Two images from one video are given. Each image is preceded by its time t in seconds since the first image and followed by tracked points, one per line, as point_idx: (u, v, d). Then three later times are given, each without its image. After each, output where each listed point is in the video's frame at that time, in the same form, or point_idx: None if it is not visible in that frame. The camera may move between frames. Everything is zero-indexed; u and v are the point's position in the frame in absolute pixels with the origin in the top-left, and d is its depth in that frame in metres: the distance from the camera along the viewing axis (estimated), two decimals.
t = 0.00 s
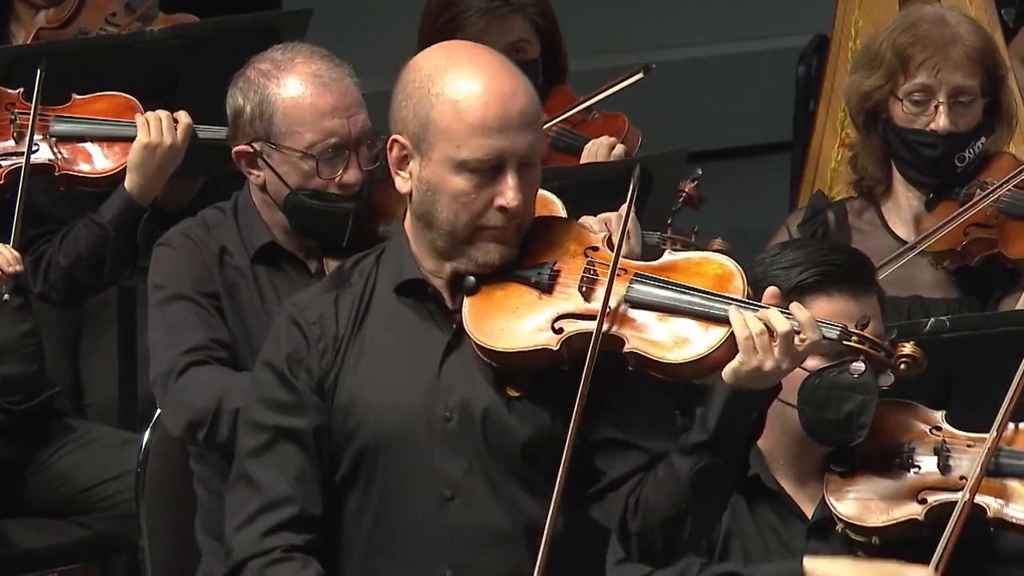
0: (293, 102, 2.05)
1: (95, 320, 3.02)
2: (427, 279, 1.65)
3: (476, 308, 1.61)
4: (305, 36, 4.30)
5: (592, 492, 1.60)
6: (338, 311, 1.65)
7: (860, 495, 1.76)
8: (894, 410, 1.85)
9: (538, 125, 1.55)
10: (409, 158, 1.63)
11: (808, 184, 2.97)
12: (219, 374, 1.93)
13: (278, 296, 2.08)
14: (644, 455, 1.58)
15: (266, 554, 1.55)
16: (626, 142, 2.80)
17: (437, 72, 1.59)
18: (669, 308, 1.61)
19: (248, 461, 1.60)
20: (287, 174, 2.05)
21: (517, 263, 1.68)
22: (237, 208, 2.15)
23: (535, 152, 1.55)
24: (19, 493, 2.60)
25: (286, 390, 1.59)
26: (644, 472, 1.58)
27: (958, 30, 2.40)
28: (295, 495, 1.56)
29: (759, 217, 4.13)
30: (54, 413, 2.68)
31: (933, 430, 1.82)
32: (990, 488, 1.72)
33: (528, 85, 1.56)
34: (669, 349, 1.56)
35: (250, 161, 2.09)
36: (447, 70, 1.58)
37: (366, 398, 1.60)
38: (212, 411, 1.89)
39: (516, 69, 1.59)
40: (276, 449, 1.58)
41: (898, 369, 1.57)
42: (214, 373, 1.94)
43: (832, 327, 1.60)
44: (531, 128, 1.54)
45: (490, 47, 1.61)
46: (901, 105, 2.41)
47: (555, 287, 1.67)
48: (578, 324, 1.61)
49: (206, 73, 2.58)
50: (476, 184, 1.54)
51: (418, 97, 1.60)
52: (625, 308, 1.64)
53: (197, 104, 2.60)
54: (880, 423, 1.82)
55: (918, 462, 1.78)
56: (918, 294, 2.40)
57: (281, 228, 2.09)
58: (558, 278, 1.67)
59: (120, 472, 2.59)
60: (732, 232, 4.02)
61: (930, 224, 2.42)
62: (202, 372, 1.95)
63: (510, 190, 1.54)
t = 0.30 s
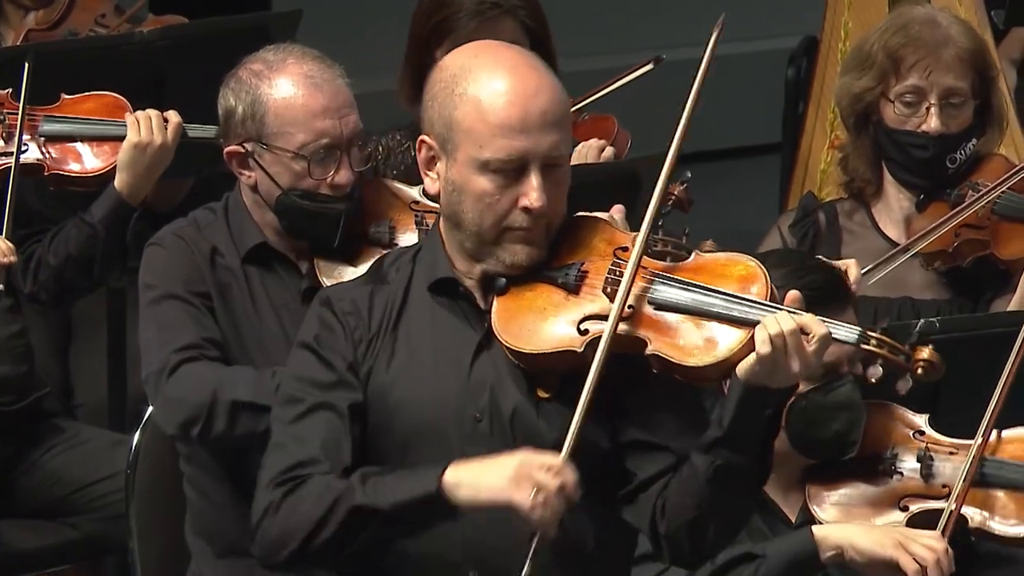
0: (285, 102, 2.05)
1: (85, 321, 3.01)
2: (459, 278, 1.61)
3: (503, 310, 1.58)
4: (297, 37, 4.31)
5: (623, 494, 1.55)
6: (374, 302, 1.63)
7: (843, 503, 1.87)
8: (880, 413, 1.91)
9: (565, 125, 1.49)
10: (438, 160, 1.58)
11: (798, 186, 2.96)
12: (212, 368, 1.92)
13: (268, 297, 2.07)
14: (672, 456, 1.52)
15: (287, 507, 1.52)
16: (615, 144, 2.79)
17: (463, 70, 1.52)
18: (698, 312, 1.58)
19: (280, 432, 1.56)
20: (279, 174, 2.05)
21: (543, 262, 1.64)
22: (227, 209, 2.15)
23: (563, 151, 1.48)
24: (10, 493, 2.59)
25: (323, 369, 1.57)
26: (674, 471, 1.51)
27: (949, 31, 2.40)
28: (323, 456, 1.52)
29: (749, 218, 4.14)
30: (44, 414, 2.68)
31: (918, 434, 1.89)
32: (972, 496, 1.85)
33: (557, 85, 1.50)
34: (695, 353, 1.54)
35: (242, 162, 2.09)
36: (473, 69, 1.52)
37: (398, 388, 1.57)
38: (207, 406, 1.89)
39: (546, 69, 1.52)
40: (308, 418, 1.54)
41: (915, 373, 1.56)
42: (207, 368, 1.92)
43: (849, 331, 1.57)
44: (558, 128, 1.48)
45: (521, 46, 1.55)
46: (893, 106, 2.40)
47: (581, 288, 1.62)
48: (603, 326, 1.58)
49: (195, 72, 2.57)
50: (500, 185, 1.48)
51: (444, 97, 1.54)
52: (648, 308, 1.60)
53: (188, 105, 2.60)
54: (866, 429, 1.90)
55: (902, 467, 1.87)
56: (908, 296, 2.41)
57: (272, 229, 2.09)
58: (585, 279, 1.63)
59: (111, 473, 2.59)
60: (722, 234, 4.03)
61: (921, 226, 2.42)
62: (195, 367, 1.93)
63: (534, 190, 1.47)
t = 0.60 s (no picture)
0: (276, 106, 2.04)
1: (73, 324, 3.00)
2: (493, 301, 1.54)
3: (538, 341, 1.51)
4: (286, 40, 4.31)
5: (649, 527, 1.51)
6: (401, 321, 1.56)
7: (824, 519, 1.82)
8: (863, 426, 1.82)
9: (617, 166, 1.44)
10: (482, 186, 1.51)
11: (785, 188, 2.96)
12: (205, 367, 1.91)
13: (258, 300, 2.07)
14: (694, 496, 1.50)
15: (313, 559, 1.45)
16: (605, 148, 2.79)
17: (517, 103, 1.46)
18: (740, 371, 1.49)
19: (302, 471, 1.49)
20: (270, 176, 2.04)
21: (581, 297, 1.57)
22: (217, 211, 2.13)
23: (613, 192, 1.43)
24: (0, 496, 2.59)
25: (347, 398, 1.48)
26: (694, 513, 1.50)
27: (941, 35, 2.37)
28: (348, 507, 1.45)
29: (738, 220, 4.14)
30: (33, 417, 2.67)
31: (904, 450, 1.81)
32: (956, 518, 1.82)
33: (610, 123, 1.44)
34: (737, 415, 1.45)
35: (232, 164, 2.08)
36: (528, 100, 1.45)
37: (427, 418, 1.50)
38: (201, 404, 1.88)
39: (602, 103, 1.47)
40: (332, 462, 1.47)
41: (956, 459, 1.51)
42: (199, 368, 1.91)
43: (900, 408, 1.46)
44: (611, 168, 1.42)
45: (582, 79, 1.48)
46: (885, 111, 2.38)
47: (622, 330, 1.56)
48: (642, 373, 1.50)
49: (181, 73, 2.60)
50: (546, 226, 1.43)
51: (496, 127, 1.47)
52: (690, 361, 1.52)
53: (179, 109, 2.61)
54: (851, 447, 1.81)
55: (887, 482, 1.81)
56: (900, 298, 2.39)
57: (261, 231, 2.09)
58: (626, 321, 1.56)
59: (100, 476, 2.59)
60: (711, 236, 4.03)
61: (912, 228, 2.41)
62: (187, 368, 1.92)
63: (582, 234, 1.43)
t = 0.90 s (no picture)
0: (265, 109, 2.04)
1: (62, 327, 3.00)
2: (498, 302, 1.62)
3: (545, 344, 1.58)
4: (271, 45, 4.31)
5: (652, 528, 1.55)
6: (412, 317, 1.64)
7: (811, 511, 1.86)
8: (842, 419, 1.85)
9: (618, 166, 1.48)
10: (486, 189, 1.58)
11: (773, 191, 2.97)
12: (193, 371, 1.91)
13: (247, 304, 2.06)
14: (701, 496, 1.52)
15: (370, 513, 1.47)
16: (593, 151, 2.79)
17: (519, 106, 1.52)
18: (743, 367, 1.56)
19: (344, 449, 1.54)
20: (259, 180, 2.03)
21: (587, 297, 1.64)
22: (205, 214, 2.13)
23: (616, 190, 1.48)
24: None
25: (373, 383, 1.58)
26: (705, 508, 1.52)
27: (931, 38, 2.32)
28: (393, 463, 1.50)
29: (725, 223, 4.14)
30: (20, 420, 2.67)
31: (885, 441, 1.85)
32: (943, 507, 1.83)
33: (612, 123, 1.49)
34: (739, 411, 1.54)
35: (222, 167, 2.08)
36: (530, 106, 1.51)
37: (443, 407, 1.58)
38: (191, 407, 1.88)
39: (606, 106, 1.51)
40: (371, 428, 1.53)
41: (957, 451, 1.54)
42: (189, 371, 1.91)
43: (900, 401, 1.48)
44: (613, 170, 1.48)
45: (584, 83, 1.54)
46: (874, 114, 2.34)
47: (625, 329, 1.63)
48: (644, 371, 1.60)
49: (168, 76, 2.60)
50: (550, 225, 1.49)
51: (499, 131, 1.53)
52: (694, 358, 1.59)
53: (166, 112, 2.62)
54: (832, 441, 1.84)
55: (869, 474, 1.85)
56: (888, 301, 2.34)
57: (250, 235, 2.08)
58: (629, 318, 1.64)
59: (86, 480, 2.59)
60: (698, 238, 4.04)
61: (900, 231, 2.36)
62: (177, 371, 1.92)
63: (585, 233, 1.48)
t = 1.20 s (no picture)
0: (253, 111, 2.04)
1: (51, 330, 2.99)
2: (494, 289, 1.66)
3: (539, 316, 1.61)
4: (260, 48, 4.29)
5: (659, 504, 1.56)
6: (407, 316, 1.66)
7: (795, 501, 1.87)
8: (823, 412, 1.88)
9: (605, 132, 1.55)
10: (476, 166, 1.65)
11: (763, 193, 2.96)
12: (180, 375, 1.90)
13: (236, 306, 2.05)
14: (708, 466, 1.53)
15: (354, 510, 1.50)
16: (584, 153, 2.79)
17: (505, 79, 1.60)
18: (736, 311, 1.66)
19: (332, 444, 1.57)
20: (249, 182, 2.03)
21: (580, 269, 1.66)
22: (195, 217, 2.12)
23: (603, 157, 1.54)
24: None
25: (364, 379, 1.60)
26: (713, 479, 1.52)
27: (923, 42, 2.30)
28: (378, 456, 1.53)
29: (715, 227, 4.14)
30: (11, 423, 2.67)
31: (866, 433, 1.87)
32: (924, 493, 1.84)
33: (595, 93, 1.57)
34: (732, 350, 1.60)
35: (211, 169, 2.07)
36: (518, 78, 1.58)
37: (439, 398, 1.60)
38: (177, 412, 1.87)
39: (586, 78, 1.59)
40: (359, 425, 1.56)
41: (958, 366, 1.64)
42: (176, 376, 1.90)
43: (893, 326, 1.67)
44: (600, 133, 1.54)
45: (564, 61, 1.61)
46: (866, 116, 2.31)
47: (619, 295, 1.65)
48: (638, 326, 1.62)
49: (160, 77, 2.60)
50: (541, 188, 1.55)
51: (486, 103, 1.61)
52: (690, 310, 1.66)
53: (156, 114, 2.64)
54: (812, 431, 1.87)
55: (850, 466, 1.86)
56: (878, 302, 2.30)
57: (239, 237, 2.07)
58: (623, 286, 1.66)
59: (77, 483, 2.59)
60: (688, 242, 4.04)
61: (892, 233, 2.32)
62: (164, 375, 1.91)
63: (574, 193, 1.53)
